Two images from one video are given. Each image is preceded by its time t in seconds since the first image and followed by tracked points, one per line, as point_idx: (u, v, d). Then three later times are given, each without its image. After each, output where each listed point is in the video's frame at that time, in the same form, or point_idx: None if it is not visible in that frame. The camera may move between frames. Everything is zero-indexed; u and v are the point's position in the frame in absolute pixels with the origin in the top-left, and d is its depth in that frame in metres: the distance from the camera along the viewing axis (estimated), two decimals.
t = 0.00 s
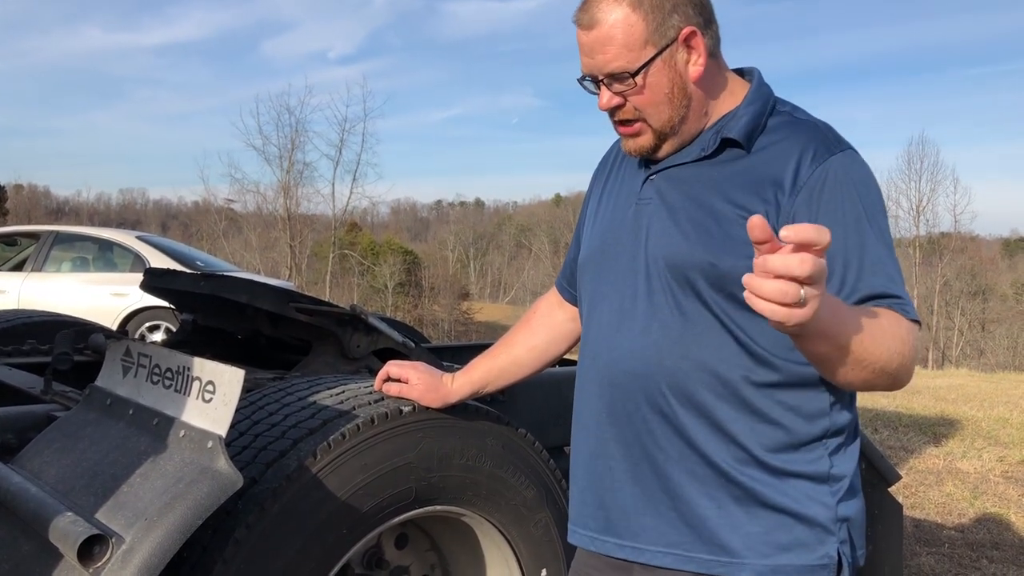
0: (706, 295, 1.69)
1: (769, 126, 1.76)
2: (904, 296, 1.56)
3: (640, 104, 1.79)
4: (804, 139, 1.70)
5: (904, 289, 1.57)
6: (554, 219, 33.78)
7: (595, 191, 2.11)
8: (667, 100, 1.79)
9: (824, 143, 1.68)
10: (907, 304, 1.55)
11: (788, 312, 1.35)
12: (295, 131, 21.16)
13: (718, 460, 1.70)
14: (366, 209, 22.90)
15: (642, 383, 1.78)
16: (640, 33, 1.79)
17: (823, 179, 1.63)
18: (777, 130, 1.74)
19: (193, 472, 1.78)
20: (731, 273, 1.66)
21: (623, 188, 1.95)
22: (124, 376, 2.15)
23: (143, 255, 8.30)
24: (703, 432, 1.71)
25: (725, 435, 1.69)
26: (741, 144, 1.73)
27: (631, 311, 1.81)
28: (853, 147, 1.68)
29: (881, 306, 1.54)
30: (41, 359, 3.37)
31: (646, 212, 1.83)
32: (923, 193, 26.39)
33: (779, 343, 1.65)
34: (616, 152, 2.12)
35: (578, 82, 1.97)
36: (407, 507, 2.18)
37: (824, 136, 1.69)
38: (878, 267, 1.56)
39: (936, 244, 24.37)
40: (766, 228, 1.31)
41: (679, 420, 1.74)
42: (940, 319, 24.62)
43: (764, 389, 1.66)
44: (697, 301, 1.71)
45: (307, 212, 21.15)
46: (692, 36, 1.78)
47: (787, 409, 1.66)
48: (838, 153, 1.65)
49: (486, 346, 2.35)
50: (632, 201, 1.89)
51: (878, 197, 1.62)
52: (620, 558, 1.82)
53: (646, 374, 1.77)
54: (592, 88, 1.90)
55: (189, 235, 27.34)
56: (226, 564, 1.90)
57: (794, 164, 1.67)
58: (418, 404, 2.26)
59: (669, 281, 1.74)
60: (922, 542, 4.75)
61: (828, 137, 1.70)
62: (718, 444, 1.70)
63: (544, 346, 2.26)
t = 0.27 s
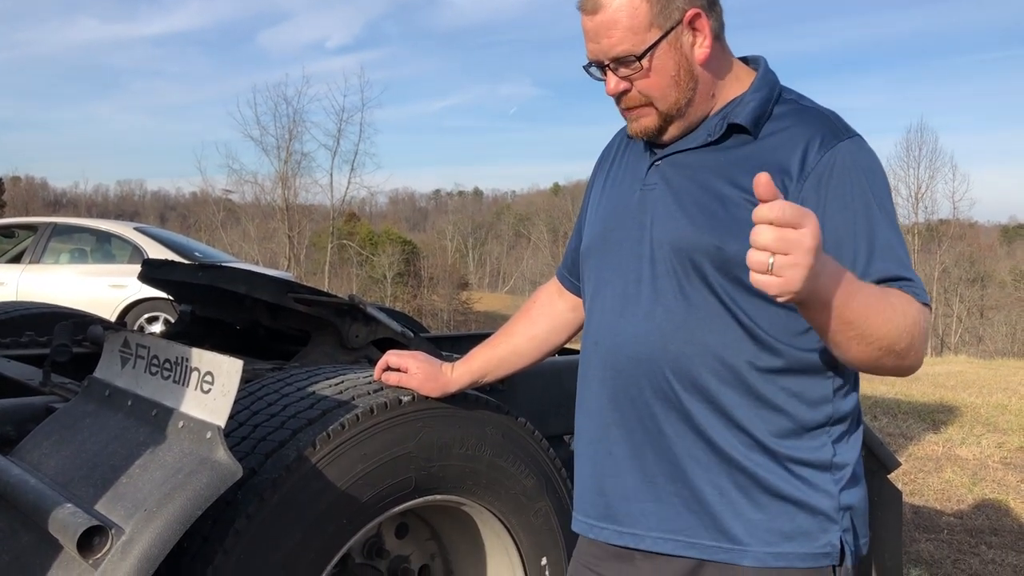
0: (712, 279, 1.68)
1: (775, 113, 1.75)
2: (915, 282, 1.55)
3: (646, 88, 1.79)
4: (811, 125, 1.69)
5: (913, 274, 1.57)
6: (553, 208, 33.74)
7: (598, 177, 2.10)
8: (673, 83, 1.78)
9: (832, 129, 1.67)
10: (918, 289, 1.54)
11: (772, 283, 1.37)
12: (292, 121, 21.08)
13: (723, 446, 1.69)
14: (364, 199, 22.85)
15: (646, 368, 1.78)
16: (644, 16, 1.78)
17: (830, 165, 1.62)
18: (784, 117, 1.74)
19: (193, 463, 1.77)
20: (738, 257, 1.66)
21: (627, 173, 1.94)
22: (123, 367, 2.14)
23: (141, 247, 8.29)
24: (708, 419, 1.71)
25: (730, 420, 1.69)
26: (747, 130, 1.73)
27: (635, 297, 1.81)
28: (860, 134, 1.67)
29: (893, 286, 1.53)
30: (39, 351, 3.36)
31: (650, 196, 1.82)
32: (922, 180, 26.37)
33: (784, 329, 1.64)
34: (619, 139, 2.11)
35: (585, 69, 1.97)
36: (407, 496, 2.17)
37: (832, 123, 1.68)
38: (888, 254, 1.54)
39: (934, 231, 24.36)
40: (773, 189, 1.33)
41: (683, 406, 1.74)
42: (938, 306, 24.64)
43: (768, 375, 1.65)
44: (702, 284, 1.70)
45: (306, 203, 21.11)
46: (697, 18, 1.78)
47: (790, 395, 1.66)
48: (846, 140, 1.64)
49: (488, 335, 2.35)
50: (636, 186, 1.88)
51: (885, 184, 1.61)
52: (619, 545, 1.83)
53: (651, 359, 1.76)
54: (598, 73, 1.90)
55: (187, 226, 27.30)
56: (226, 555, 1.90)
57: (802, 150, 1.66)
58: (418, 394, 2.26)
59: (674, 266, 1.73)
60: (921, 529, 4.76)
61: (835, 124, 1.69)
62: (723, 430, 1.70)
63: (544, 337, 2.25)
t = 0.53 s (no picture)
0: (718, 273, 1.68)
1: (778, 106, 1.74)
2: (920, 274, 1.55)
3: (640, 84, 1.80)
4: (815, 117, 1.68)
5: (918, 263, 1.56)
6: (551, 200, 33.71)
7: (600, 169, 2.09)
8: (667, 80, 1.78)
9: (835, 121, 1.66)
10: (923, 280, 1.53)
11: (762, 294, 1.34)
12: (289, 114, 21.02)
13: (728, 440, 1.69)
14: (362, 192, 22.82)
15: (651, 362, 1.77)
16: (640, 12, 1.77)
17: (833, 157, 1.61)
18: (788, 109, 1.72)
19: (190, 456, 1.77)
20: (743, 251, 1.65)
21: (629, 165, 1.93)
22: (119, 360, 2.14)
23: (139, 240, 8.28)
24: (713, 412, 1.71)
25: (735, 414, 1.69)
26: (750, 123, 1.72)
27: (640, 290, 1.80)
28: (864, 125, 1.66)
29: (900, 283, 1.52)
30: (36, 344, 3.35)
31: (654, 189, 1.81)
32: (920, 173, 26.34)
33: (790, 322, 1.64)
34: (621, 131, 2.10)
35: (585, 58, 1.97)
36: (406, 489, 2.17)
37: (835, 114, 1.67)
38: (891, 246, 1.54)
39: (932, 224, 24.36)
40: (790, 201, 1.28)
41: (688, 400, 1.73)
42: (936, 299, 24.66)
43: (773, 368, 1.65)
44: (708, 278, 1.69)
45: (303, 196, 21.06)
46: (694, 14, 1.76)
47: (793, 388, 1.66)
48: (850, 132, 1.63)
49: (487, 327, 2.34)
50: (639, 178, 1.87)
51: (889, 175, 1.60)
52: (623, 540, 1.83)
53: (655, 353, 1.76)
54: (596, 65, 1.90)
55: (185, 219, 27.25)
56: (224, 548, 1.89)
57: (805, 143, 1.65)
58: (415, 386, 2.25)
59: (679, 259, 1.73)
60: (919, 521, 4.77)
61: (839, 115, 1.68)
62: (728, 423, 1.69)
63: (543, 329, 2.25)
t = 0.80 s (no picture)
0: (718, 280, 1.68)
1: (780, 113, 1.73)
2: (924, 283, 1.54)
3: (643, 87, 1.79)
4: (817, 125, 1.68)
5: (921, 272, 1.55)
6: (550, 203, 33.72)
7: (600, 173, 2.09)
8: (671, 82, 1.78)
9: (837, 129, 1.65)
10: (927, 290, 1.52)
11: (790, 316, 1.33)
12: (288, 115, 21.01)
13: (729, 446, 1.69)
14: (361, 194, 22.82)
15: (651, 369, 1.77)
16: (643, 15, 1.77)
17: (836, 165, 1.61)
18: (789, 116, 1.72)
19: (187, 459, 1.76)
20: (743, 258, 1.65)
21: (629, 170, 1.93)
22: (117, 361, 2.13)
23: (137, 240, 8.27)
24: (713, 419, 1.70)
25: (735, 420, 1.68)
26: (751, 129, 1.71)
27: (640, 297, 1.80)
28: (866, 134, 1.66)
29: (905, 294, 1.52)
30: (33, 344, 3.34)
31: (655, 195, 1.81)
32: (918, 177, 26.37)
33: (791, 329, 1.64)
34: (621, 136, 2.10)
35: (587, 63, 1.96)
36: (404, 492, 2.17)
37: (837, 123, 1.67)
38: (896, 256, 1.53)
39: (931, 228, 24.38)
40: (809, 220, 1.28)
41: (688, 407, 1.73)
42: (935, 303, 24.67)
43: (774, 374, 1.65)
44: (708, 285, 1.69)
45: (302, 197, 21.05)
46: (698, 16, 1.76)
47: (794, 394, 1.65)
48: (853, 140, 1.63)
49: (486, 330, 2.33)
50: (639, 183, 1.87)
51: (893, 184, 1.60)
52: (624, 546, 1.83)
53: (655, 360, 1.76)
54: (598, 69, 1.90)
55: (183, 220, 27.24)
56: (220, 551, 1.89)
57: (807, 152, 1.65)
58: (413, 390, 2.25)
59: (679, 265, 1.73)
60: (917, 525, 4.77)
61: (841, 123, 1.67)
62: (728, 429, 1.69)
63: (541, 333, 2.25)
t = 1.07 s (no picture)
0: (715, 299, 1.69)
1: (775, 130, 1.73)
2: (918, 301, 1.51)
3: (694, 79, 1.78)
4: (811, 142, 1.68)
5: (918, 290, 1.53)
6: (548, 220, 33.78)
7: (598, 191, 2.10)
8: (715, 78, 1.79)
9: (831, 146, 1.65)
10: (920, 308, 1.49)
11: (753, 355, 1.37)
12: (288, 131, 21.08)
13: (728, 468, 1.69)
14: (359, 210, 22.86)
15: (648, 389, 1.78)
16: (694, 7, 1.78)
17: (828, 183, 1.60)
18: (784, 134, 1.72)
19: (184, 477, 1.76)
20: (739, 278, 1.66)
21: (626, 189, 1.94)
22: (114, 379, 2.13)
23: (135, 256, 8.28)
24: (712, 440, 1.70)
25: (734, 442, 1.68)
26: (748, 146, 1.72)
27: (636, 316, 1.81)
28: (860, 151, 1.65)
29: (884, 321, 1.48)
30: (31, 360, 3.34)
31: (651, 215, 1.82)
32: (915, 195, 26.45)
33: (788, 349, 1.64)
34: (618, 154, 2.11)
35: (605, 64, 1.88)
36: (401, 511, 2.16)
37: (831, 141, 1.66)
38: (888, 273, 1.51)
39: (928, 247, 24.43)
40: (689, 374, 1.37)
41: (686, 427, 1.73)
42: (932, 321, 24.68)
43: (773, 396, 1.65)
44: (705, 305, 1.70)
45: (301, 213, 21.09)
46: (726, 22, 1.84)
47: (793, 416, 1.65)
48: (846, 158, 1.62)
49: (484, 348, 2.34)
50: (636, 203, 1.88)
51: (886, 202, 1.58)
52: (622, 567, 1.82)
53: (652, 379, 1.77)
54: (625, 65, 1.84)
55: (182, 235, 27.26)
56: (218, 569, 1.88)
57: (801, 170, 1.65)
58: (411, 408, 2.25)
59: (676, 285, 1.74)
60: (915, 545, 4.75)
61: (835, 141, 1.67)
62: (728, 451, 1.69)
63: (538, 350, 2.25)
